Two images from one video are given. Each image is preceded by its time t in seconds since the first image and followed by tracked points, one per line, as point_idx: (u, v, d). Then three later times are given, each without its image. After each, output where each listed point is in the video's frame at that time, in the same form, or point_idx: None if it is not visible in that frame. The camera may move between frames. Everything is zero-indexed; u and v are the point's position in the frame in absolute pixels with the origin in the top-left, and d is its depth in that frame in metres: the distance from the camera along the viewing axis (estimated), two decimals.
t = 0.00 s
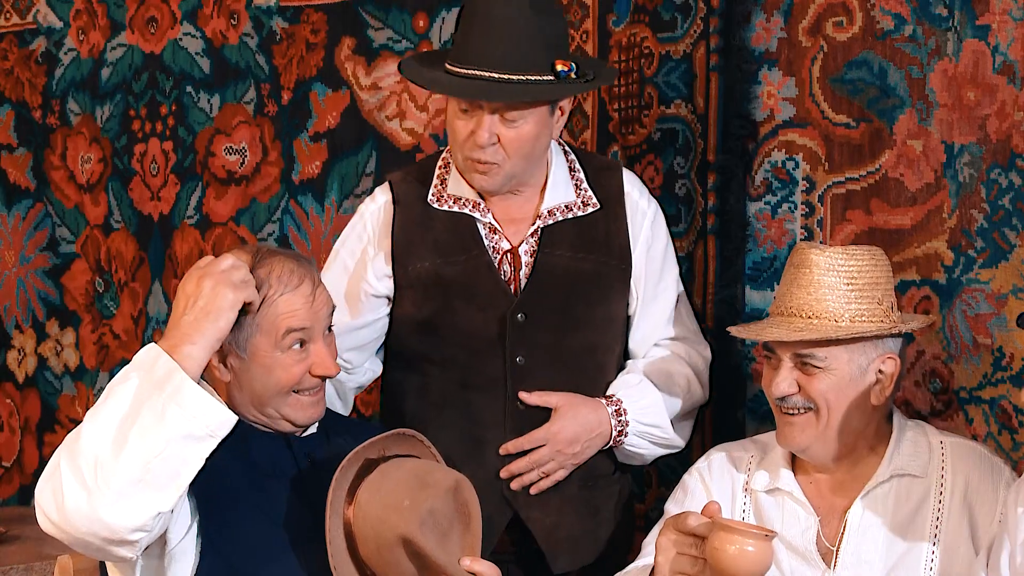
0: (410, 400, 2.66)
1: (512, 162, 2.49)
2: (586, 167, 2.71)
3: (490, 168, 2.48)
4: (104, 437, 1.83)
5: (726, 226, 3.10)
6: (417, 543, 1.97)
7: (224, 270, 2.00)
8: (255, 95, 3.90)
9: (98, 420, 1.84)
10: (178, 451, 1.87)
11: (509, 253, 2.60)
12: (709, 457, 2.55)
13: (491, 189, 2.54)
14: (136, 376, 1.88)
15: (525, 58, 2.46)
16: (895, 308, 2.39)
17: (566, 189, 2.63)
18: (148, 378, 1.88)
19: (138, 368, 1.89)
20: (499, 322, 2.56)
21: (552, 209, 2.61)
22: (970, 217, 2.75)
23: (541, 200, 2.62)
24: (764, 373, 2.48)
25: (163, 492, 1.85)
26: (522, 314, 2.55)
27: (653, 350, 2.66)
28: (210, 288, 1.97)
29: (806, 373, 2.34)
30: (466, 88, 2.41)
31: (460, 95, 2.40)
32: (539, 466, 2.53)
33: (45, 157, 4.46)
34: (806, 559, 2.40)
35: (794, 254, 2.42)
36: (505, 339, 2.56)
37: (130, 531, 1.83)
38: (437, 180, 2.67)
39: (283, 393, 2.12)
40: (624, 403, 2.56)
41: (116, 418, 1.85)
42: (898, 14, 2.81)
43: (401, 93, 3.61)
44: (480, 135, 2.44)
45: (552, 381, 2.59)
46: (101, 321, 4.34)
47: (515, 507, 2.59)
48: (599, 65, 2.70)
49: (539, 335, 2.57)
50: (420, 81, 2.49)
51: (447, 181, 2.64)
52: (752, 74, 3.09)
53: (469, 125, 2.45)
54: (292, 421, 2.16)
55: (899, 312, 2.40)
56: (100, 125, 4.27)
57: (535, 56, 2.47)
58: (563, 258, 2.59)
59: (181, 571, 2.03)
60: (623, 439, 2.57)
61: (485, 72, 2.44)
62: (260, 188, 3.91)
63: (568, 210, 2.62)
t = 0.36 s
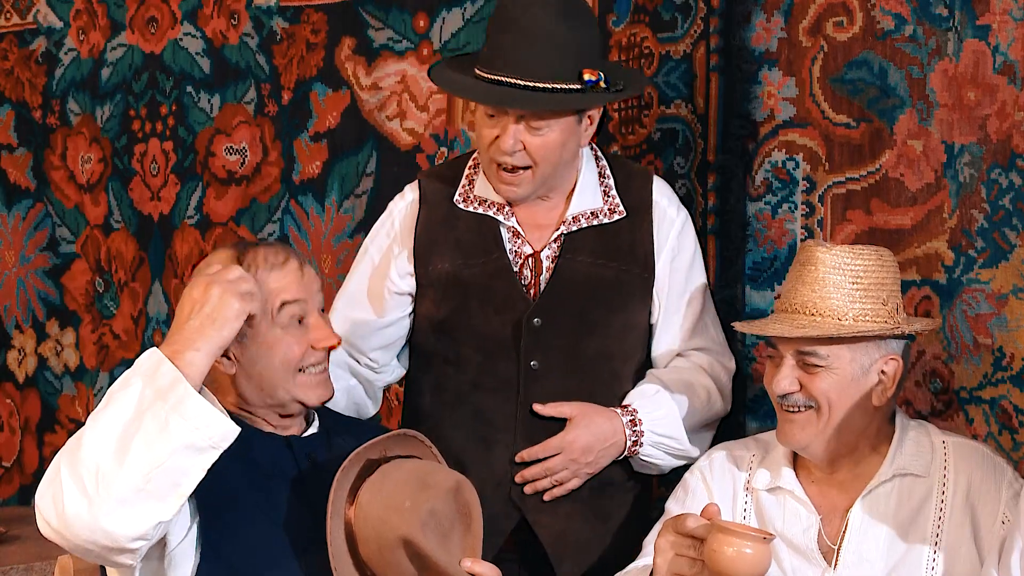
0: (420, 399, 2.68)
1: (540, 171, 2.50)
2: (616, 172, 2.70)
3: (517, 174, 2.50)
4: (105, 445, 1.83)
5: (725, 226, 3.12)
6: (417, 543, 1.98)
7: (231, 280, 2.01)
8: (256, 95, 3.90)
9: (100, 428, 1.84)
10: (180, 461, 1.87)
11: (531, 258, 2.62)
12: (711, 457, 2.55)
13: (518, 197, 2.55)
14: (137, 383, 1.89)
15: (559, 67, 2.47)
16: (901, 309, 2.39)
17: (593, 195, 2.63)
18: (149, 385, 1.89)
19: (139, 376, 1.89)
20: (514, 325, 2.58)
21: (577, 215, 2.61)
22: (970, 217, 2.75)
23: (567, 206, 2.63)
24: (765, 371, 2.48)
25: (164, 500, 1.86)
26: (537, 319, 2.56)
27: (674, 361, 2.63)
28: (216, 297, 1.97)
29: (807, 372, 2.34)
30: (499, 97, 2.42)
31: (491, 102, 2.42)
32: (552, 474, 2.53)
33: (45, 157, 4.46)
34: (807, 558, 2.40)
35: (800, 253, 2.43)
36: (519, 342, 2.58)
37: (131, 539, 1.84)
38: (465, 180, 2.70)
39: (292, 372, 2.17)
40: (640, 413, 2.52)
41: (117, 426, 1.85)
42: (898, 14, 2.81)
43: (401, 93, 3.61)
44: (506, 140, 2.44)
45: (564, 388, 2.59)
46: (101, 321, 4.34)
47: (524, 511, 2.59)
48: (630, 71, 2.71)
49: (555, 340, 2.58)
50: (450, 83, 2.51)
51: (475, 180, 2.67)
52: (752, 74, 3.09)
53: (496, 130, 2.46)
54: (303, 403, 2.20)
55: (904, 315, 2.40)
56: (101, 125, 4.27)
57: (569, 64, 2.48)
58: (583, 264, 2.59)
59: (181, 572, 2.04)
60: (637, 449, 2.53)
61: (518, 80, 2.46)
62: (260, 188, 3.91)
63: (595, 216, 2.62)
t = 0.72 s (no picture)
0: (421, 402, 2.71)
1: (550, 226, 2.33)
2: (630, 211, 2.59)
3: (526, 226, 2.34)
4: (93, 555, 1.94)
5: (725, 226, 3.12)
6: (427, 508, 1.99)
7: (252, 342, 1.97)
8: (256, 95, 3.89)
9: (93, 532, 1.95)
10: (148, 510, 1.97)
11: (536, 296, 2.54)
12: (712, 457, 2.55)
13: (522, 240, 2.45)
14: (134, 496, 1.95)
15: (573, 132, 2.19)
16: (901, 310, 2.38)
17: (606, 235, 2.51)
18: (144, 504, 1.94)
19: (138, 487, 1.95)
20: (510, 359, 2.55)
21: (585, 257, 2.50)
22: (970, 217, 2.76)
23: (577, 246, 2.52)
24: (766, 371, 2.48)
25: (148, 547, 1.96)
26: (534, 361, 2.51)
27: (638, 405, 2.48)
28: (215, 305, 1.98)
29: (806, 374, 2.34)
30: (505, 160, 2.21)
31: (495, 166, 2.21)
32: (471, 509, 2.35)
33: (45, 157, 4.46)
34: (807, 558, 2.40)
35: (800, 254, 2.43)
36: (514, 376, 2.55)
37: None
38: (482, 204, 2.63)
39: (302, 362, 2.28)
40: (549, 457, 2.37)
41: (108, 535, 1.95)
42: (898, 14, 2.81)
43: (401, 93, 3.61)
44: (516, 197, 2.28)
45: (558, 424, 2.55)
46: (102, 321, 4.34)
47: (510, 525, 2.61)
48: (667, 142, 2.39)
49: (551, 381, 2.53)
50: (466, 138, 2.31)
51: (491, 207, 2.59)
52: (752, 74, 3.08)
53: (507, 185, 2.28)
54: (304, 397, 2.29)
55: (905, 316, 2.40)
56: (101, 125, 4.27)
57: (590, 130, 2.20)
58: (586, 307, 2.51)
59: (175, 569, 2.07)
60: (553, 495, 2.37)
61: (529, 143, 2.22)
62: (260, 188, 3.91)
63: (603, 259, 2.51)
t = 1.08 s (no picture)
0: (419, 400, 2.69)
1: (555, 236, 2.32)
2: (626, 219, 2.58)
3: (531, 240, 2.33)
4: (102, 556, 1.99)
5: (725, 226, 3.11)
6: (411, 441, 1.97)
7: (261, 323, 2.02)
8: (256, 95, 3.89)
9: (95, 535, 2.00)
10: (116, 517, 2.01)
11: (527, 306, 2.56)
12: (713, 458, 2.56)
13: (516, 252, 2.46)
14: (131, 485, 2.04)
15: (572, 139, 2.21)
16: (901, 311, 2.38)
17: (595, 245, 2.51)
18: (142, 490, 2.05)
19: (133, 476, 2.05)
20: (503, 369, 2.55)
21: (574, 266, 2.51)
22: (970, 217, 2.76)
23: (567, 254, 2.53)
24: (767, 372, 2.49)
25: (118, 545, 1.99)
26: (523, 372, 2.52)
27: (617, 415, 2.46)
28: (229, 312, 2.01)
29: (806, 377, 2.34)
30: (511, 179, 2.20)
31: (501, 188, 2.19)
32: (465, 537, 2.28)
33: (45, 157, 4.46)
34: (807, 559, 2.40)
35: (800, 255, 2.43)
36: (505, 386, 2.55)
37: None
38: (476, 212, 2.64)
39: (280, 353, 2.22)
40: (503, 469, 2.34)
41: (111, 534, 2.00)
42: (899, 13, 2.81)
43: (401, 93, 3.61)
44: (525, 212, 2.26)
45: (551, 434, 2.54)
46: (102, 321, 4.34)
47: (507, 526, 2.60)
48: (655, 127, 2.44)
49: (542, 392, 2.53)
50: (459, 157, 2.30)
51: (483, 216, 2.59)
52: (753, 73, 3.09)
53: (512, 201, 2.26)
54: (290, 392, 2.23)
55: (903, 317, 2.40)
56: (101, 125, 4.27)
57: (588, 136, 2.22)
58: (576, 314, 2.51)
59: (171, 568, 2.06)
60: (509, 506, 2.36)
61: (524, 155, 2.23)
62: (261, 188, 3.91)
63: (592, 268, 2.51)
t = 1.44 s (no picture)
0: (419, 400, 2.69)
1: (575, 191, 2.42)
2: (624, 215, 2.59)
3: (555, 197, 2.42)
4: (107, 558, 2.00)
5: (725, 226, 3.13)
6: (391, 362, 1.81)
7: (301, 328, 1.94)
8: (256, 94, 3.89)
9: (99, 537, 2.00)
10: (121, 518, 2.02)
11: (530, 265, 2.63)
12: (714, 458, 2.56)
13: (525, 208, 2.55)
14: (134, 485, 2.05)
15: (569, 87, 2.34)
16: (910, 309, 2.38)
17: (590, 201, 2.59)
18: (145, 490, 2.05)
19: (135, 476, 2.06)
20: (507, 327, 2.61)
21: (574, 222, 2.58)
22: (971, 217, 2.76)
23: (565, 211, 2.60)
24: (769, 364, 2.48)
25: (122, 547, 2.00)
26: (526, 325, 2.58)
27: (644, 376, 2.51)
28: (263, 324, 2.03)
29: (810, 367, 2.34)
30: (542, 139, 2.31)
31: (539, 149, 2.31)
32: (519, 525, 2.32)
33: (45, 157, 4.46)
34: (808, 559, 2.40)
35: (812, 248, 2.43)
36: (511, 347, 2.60)
37: None
38: (472, 179, 2.73)
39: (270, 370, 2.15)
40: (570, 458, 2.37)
41: (116, 535, 2.01)
42: (899, 13, 2.81)
43: (401, 93, 3.62)
44: (559, 170, 2.36)
45: (557, 393, 2.60)
46: (102, 321, 4.34)
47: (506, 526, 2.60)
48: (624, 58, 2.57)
49: (546, 348, 2.59)
50: (465, 132, 2.40)
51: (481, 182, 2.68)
52: (753, 73, 3.10)
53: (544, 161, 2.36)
54: (282, 405, 2.17)
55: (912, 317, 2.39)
56: (101, 125, 4.27)
57: (582, 83, 2.36)
58: (576, 272, 2.58)
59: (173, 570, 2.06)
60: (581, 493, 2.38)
61: (528, 113, 2.34)
62: (261, 188, 3.91)
63: (591, 223, 2.59)
